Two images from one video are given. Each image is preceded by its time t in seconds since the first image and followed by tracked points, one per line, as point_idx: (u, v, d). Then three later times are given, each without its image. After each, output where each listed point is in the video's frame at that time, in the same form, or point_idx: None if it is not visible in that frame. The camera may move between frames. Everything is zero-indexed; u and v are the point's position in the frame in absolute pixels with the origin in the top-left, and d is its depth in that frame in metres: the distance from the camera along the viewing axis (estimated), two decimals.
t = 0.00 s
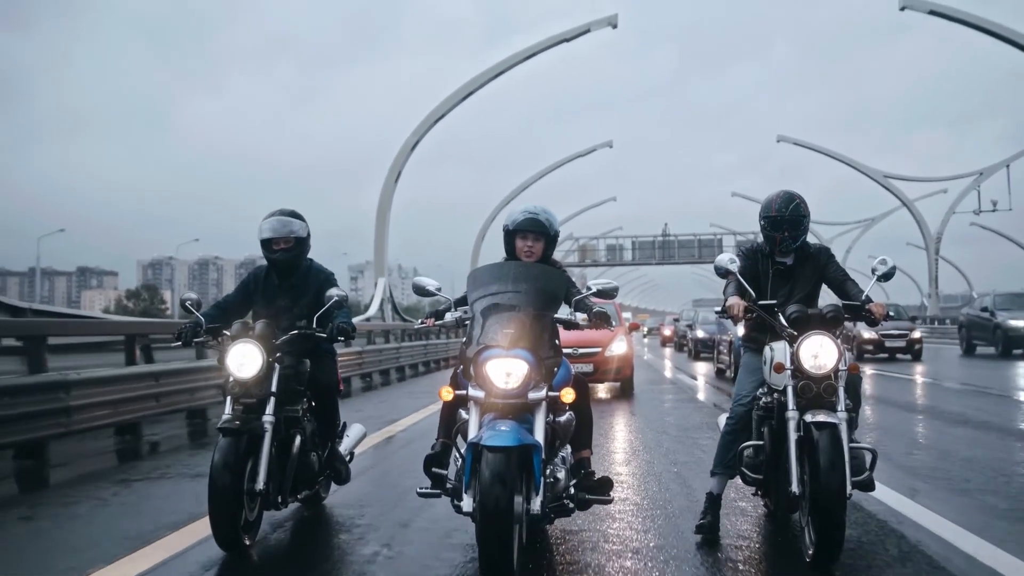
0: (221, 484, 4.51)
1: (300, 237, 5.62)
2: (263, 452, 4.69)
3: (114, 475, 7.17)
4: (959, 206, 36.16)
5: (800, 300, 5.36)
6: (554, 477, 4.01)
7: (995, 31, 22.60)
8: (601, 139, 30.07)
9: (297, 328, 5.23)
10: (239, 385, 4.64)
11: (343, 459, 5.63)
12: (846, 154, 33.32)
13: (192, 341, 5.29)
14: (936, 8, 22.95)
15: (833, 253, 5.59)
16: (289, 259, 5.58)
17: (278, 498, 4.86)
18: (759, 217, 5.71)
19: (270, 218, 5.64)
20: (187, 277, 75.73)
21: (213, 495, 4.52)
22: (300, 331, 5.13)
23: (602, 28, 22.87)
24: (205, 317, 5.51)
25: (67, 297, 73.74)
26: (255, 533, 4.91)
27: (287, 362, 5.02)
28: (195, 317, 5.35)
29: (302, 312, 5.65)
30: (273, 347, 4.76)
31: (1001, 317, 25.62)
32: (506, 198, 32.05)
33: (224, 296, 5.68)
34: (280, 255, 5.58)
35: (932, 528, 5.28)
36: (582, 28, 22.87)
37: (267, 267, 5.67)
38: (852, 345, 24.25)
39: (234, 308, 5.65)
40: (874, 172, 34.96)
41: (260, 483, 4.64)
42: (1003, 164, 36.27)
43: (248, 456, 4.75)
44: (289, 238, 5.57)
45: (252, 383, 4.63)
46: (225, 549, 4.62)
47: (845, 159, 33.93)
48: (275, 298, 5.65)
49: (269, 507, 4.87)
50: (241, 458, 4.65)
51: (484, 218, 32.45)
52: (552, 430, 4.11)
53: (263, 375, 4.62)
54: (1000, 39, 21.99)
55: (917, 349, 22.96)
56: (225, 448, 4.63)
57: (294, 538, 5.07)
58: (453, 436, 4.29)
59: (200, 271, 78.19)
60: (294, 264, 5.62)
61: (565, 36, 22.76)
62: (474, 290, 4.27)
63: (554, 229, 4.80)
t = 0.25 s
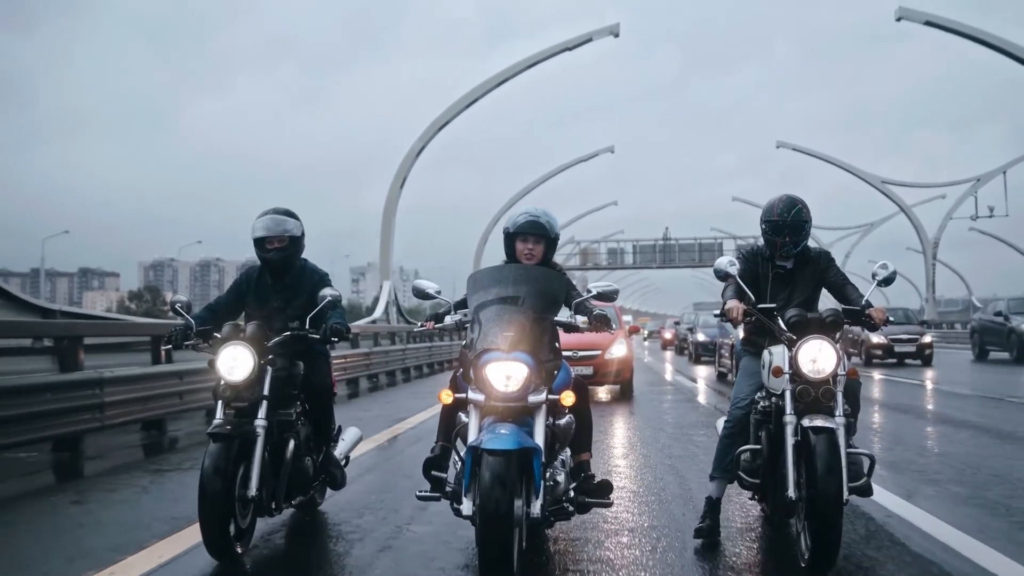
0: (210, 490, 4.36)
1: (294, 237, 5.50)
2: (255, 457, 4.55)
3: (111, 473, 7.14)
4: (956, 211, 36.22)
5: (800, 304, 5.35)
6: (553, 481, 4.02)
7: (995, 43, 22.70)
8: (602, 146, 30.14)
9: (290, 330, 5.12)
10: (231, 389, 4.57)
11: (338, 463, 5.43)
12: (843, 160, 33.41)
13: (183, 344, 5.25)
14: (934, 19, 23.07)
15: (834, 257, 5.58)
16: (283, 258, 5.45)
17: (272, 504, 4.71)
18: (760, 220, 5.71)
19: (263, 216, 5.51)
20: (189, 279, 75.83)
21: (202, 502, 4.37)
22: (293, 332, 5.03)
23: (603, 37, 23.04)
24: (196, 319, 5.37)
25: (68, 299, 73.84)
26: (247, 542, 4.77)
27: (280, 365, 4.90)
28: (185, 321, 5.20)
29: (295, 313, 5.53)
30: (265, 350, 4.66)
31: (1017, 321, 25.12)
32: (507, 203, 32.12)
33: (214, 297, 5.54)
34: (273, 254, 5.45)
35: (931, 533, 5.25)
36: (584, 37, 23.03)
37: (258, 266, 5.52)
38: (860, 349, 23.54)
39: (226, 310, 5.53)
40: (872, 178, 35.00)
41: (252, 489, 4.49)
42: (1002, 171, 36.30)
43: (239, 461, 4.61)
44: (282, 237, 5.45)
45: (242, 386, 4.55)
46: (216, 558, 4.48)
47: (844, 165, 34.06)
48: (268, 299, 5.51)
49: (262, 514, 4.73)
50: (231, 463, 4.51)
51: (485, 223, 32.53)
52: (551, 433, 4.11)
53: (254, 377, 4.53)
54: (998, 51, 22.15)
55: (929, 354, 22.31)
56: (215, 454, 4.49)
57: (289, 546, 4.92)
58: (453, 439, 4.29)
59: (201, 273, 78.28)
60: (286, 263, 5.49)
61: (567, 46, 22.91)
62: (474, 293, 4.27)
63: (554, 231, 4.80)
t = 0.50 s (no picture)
0: (198, 493, 4.33)
1: (285, 234, 5.41)
2: (244, 458, 4.51)
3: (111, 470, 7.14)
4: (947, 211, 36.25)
5: (797, 304, 5.35)
6: (551, 479, 4.03)
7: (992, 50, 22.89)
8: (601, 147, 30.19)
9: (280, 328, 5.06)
10: (219, 390, 4.57)
11: (330, 465, 5.47)
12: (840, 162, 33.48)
13: (171, 343, 5.20)
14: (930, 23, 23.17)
15: (832, 257, 5.58)
16: (274, 256, 5.36)
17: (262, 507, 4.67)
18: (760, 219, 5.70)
19: (253, 213, 5.43)
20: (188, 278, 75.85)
21: (189, 504, 4.33)
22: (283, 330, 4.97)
23: (602, 42, 23.12)
24: (183, 319, 5.27)
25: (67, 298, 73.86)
26: (237, 546, 4.71)
27: (270, 365, 4.87)
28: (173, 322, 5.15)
29: (287, 312, 5.43)
30: (253, 349, 4.64)
31: None
32: (506, 203, 32.16)
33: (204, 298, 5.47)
34: (264, 252, 5.37)
35: (928, 534, 5.23)
36: (583, 41, 23.12)
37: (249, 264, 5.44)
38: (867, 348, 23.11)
39: (215, 309, 5.42)
40: (867, 178, 35.04)
41: (241, 492, 4.46)
42: (994, 173, 36.46)
43: (227, 463, 4.58)
44: (272, 234, 5.36)
45: (230, 387, 4.51)
46: (204, 562, 4.43)
47: (840, 167, 34.17)
48: (258, 297, 5.43)
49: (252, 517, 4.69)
50: (219, 465, 4.48)
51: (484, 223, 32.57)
52: (549, 431, 4.11)
53: (243, 377, 4.50)
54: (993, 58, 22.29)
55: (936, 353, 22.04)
56: (202, 455, 4.45)
57: (281, 550, 4.87)
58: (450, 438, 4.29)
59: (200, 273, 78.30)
60: (277, 261, 5.40)
61: (566, 50, 23.01)
62: (470, 291, 4.26)
63: (552, 230, 4.79)
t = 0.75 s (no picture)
0: (186, 491, 4.32)
1: (278, 227, 5.39)
2: (234, 456, 4.50)
3: (111, 473, 7.16)
4: (945, 208, 36.19)
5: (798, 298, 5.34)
6: (554, 474, 4.02)
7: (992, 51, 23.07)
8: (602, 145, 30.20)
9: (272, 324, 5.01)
10: (209, 387, 4.51)
11: (326, 463, 5.40)
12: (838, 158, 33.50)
13: (161, 339, 5.18)
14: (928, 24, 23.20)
15: (834, 252, 5.57)
16: (267, 248, 5.34)
17: (254, 506, 4.64)
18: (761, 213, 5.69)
19: (247, 205, 5.40)
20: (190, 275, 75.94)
21: (176, 502, 4.32)
22: (275, 326, 4.94)
23: (604, 42, 23.15)
24: (174, 313, 5.27)
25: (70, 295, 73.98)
26: (228, 545, 4.70)
27: (263, 361, 4.83)
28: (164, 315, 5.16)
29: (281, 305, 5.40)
30: (245, 346, 4.62)
31: None
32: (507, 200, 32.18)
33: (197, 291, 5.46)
34: (257, 244, 5.34)
35: (929, 531, 5.21)
36: (584, 42, 23.16)
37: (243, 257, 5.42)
38: (879, 343, 22.64)
39: (208, 303, 5.37)
40: (867, 175, 35.02)
41: (231, 490, 4.45)
42: (992, 169, 36.50)
43: (216, 460, 4.58)
44: (266, 226, 5.34)
45: (221, 384, 4.50)
46: (191, 561, 4.42)
47: (842, 164, 34.12)
48: (251, 291, 5.42)
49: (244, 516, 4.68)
50: (208, 463, 4.47)
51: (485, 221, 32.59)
52: (551, 426, 4.11)
53: (234, 373, 4.50)
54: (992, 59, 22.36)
55: (952, 348, 21.60)
56: (190, 453, 4.45)
57: (274, 549, 4.84)
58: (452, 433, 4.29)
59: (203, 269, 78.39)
60: (271, 254, 5.38)
61: (567, 50, 23.05)
62: (471, 287, 4.26)
63: (553, 225, 4.79)
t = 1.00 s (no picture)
0: (176, 491, 4.29)
1: (272, 219, 5.36)
2: (226, 454, 4.49)
3: (107, 464, 7.16)
4: (944, 206, 36.23)
5: (800, 294, 5.33)
6: (553, 470, 4.02)
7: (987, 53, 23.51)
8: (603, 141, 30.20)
9: (266, 321, 5.04)
10: (201, 383, 4.52)
11: (320, 460, 5.36)
12: (838, 157, 33.51)
13: (154, 334, 5.17)
14: (924, 27, 23.28)
15: (835, 248, 5.56)
16: (261, 242, 5.33)
17: (245, 504, 4.63)
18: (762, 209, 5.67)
19: (241, 198, 5.38)
20: (192, 270, 75.99)
21: (164, 500, 4.30)
22: (269, 322, 4.93)
23: (608, 42, 23.13)
24: (168, 308, 5.28)
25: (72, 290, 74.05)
26: (218, 545, 4.67)
27: (257, 357, 4.82)
28: (156, 310, 5.17)
29: (276, 300, 5.39)
30: (238, 342, 4.62)
31: None
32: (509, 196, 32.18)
33: (186, 286, 5.44)
34: (251, 238, 5.33)
35: (927, 530, 5.18)
36: (586, 42, 23.20)
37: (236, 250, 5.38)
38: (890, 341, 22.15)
39: (200, 298, 5.37)
40: (865, 173, 35.04)
41: (222, 489, 4.43)
42: (989, 168, 36.54)
43: (207, 458, 4.57)
44: (260, 219, 5.33)
45: (212, 380, 4.50)
46: (181, 561, 4.40)
47: (842, 162, 34.13)
48: (245, 286, 5.39)
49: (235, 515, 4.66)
50: (198, 461, 4.45)
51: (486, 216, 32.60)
52: (551, 422, 4.11)
53: (228, 369, 4.50)
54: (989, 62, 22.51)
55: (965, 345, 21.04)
56: (180, 450, 4.43)
57: (268, 548, 4.84)
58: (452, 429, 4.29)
59: (205, 264, 78.44)
60: (265, 248, 5.36)
61: (570, 51, 23.10)
62: (472, 282, 4.25)
63: (553, 220, 4.77)
